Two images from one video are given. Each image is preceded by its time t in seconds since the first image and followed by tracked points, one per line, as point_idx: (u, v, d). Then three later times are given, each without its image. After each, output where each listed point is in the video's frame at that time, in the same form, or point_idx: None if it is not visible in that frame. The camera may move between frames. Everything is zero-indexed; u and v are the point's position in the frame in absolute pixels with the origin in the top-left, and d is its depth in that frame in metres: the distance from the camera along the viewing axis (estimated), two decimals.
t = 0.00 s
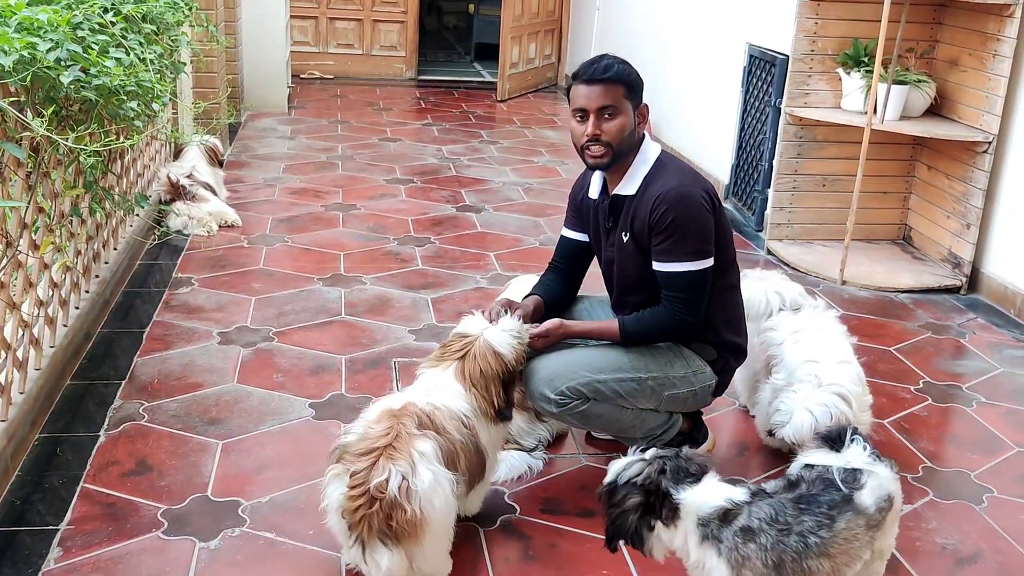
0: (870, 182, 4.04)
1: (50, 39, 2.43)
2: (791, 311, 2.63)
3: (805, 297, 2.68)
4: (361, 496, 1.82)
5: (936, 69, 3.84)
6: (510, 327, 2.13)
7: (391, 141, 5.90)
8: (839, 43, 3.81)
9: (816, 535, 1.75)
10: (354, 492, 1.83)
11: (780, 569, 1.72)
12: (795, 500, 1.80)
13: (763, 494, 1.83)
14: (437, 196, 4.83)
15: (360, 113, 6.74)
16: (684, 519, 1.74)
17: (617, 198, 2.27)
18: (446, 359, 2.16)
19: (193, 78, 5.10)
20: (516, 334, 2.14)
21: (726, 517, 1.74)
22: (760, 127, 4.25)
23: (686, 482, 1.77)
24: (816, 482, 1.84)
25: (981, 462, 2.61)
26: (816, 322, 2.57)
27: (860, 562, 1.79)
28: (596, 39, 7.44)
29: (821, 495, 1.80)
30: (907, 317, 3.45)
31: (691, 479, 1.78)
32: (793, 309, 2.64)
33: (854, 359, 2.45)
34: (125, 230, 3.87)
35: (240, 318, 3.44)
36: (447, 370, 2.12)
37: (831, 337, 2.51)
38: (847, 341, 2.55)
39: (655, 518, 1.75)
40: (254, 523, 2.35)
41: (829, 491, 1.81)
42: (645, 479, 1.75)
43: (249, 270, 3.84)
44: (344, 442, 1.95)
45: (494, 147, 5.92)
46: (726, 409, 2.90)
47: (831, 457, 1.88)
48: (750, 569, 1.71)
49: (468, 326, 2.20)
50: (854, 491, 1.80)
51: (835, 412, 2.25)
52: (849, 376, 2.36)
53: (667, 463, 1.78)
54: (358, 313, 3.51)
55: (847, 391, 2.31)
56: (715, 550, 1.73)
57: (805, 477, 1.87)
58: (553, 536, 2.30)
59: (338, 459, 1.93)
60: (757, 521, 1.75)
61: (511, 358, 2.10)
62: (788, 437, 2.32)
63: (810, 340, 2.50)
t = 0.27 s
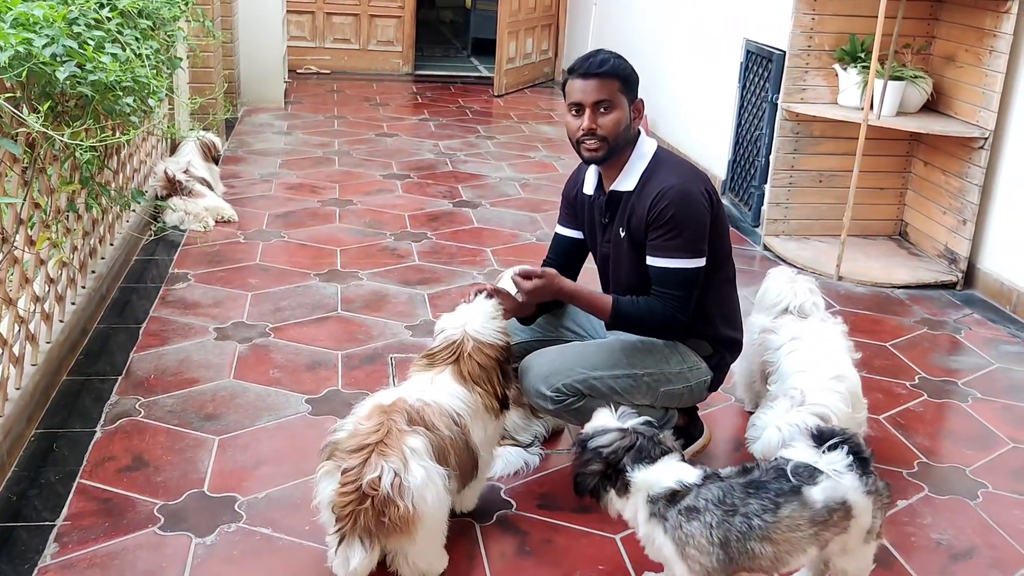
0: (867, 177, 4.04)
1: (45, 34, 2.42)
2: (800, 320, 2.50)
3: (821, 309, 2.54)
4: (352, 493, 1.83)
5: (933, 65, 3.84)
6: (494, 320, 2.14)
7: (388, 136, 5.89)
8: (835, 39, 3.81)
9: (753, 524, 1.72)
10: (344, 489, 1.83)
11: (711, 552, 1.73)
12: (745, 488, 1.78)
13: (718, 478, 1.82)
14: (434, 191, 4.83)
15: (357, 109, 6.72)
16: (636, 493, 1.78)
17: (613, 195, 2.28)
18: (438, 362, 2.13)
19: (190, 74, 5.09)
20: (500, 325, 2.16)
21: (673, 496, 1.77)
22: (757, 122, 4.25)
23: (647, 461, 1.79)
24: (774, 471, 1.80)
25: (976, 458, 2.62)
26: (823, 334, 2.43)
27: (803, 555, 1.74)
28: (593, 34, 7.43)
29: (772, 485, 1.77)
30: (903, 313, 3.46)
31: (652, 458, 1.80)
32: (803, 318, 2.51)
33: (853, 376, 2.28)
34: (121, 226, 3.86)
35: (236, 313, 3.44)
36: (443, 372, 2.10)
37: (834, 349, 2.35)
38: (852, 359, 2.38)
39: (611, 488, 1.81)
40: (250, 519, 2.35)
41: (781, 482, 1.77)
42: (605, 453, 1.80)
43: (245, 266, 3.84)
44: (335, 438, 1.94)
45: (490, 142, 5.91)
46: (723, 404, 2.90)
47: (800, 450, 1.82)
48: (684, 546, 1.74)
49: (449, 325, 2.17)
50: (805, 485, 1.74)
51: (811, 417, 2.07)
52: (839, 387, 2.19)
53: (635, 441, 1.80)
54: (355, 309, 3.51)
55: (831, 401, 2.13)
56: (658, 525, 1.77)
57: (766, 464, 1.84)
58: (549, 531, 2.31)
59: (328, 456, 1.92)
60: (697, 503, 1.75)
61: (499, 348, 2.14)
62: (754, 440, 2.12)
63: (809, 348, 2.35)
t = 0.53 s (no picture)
0: (863, 174, 4.04)
1: (41, 31, 2.42)
2: (810, 330, 2.37)
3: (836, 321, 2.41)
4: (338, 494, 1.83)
5: (929, 61, 3.84)
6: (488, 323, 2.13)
7: (385, 132, 5.89)
8: (832, 36, 3.81)
9: (689, 525, 1.74)
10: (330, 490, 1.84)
11: (651, 539, 1.79)
12: (695, 486, 1.76)
13: (683, 466, 1.81)
14: (431, 187, 4.83)
15: (353, 104, 6.72)
16: (612, 460, 1.83)
17: (608, 190, 2.28)
18: (435, 364, 2.11)
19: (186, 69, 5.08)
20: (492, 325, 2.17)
21: (637, 475, 1.80)
22: (753, 119, 4.25)
23: (636, 433, 1.82)
24: (731, 473, 1.77)
25: (971, 455, 2.62)
26: (830, 347, 2.30)
27: (735, 561, 1.74)
28: (590, 30, 7.42)
29: (719, 492, 1.74)
30: (898, 309, 3.46)
31: (639, 432, 1.82)
32: (815, 329, 2.38)
33: (849, 397, 2.17)
34: (117, 222, 3.86)
35: (232, 310, 3.44)
36: (442, 375, 2.09)
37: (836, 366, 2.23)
38: (855, 377, 2.25)
39: (595, 447, 1.85)
40: (246, 515, 2.36)
41: (730, 489, 1.74)
42: (599, 415, 1.82)
43: (242, 262, 3.84)
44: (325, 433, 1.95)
45: (487, 138, 5.91)
46: (717, 400, 2.84)
47: (765, 456, 1.75)
48: (628, 527, 1.81)
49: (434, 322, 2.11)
50: (747, 499, 1.71)
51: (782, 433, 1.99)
52: (825, 406, 2.09)
53: (632, 409, 1.81)
54: (352, 305, 3.51)
55: (811, 419, 2.04)
56: (616, 501, 1.83)
57: (726, 466, 1.80)
58: (545, 527, 2.31)
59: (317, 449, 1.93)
60: (647, 493, 1.78)
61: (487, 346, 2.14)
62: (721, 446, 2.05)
63: (808, 360, 2.24)
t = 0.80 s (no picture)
0: (859, 174, 4.05)
1: (38, 35, 2.42)
2: (813, 343, 2.39)
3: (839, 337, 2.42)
4: (334, 508, 1.84)
5: (925, 62, 3.84)
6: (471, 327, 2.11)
7: (382, 132, 5.89)
8: (828, 36, 3.81)
9: (635, 506, 1.80)
10: (326, 503, 1.85)
11: (605, 521, 1.85)
12: (649, 471, 1.83)
13: (647, 457, 1.87)
14: (428, 187, 4.83)
15: (350, 104, 6.71)
16: (586, 447, 1.89)
17: (604, 192, 2.28)
18: (423, 366, 2.11)
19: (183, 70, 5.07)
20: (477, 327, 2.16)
21: (602, 459, 1.87)
22: (750, 119, 4.25)
23: (614, 426, 1.88)
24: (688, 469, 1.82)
25: (966, 455, 2.63)
26: (831, 360, 2.31)
27: (674, 551, 1.77)
28: (587, 29, 7.42)
29: (668, 480, 1.80)
30: (894, 309, 3.47)
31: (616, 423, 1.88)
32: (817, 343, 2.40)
33: (845, 407, 2.15)
34: (114, 223, 3.86)
35: (230, 311, 3.44)
36: (432, 376, 2.09)
37: (834, 378, 2.24)
38: (855, 389, 2.24)
39: (570, 435, 1.90)
40: (243, 518, 2.36)
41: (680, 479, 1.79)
42: (580, 412, 1.85)
43: (239, 263, 3.84)
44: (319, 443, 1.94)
45: (484, 138, 5.91)
46: (714, 401, 2.85)
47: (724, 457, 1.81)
48: (586, 507, 1.88)
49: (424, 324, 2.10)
50: (691, 487, 1.76)
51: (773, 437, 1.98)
52: (818, 414, 2.08)
53: (611, 407, 1.86)
54: (349, 306, 3.52)
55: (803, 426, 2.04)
56: (580, 484, 1.90)
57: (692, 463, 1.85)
58: (541, 529, 2.32)
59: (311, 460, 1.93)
60: (606, 476, 1.86)
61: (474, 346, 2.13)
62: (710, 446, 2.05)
63: (806, 373, 2.26)
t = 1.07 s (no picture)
0: (855, 173, 4.05)
1: (35, 36, 2.42)
2: (816, 358, 2.34)
3: (846, 350, 2.36)
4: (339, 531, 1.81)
5: (921, 61, 3.84)
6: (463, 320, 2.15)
7: (379, 130, 5.89)
8: (825, 35, 3.81)
9: (592, 505, 1.84)
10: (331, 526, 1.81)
11: (570, 516, 1.89)
12: (612, 471, 1.85)
13: (617, 457, 1.88)
14: (425, 186, 4.83)
15: (348, 102, 6.71)
16: (559, 445, 1.92)
17: (602, 196, 2.29)
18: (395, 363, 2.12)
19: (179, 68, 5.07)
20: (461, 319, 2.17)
21: (573, 457, 1.90)
22: (746, 118, 4.26)
23: (585, 419, 1.89)
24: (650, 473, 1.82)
25: (961, 455, 2.64)
26: (832, 375, 2.26)
27: (623, 552, 1.81)
28: (584, 26, 7.41)
29: (625, 483, 1.82)
30: (891, 308, 3.48)
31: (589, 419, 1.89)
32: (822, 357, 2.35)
33: (840, 424, 2.11)
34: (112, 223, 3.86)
35: (227, 311, 3.45)
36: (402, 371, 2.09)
37: (831, 392, 2.19)
38: (854, 404, 2.19)
39: (543, 432, 1.92)
40: (241, 518, 2.37)
41: (636, 484, 1.80)
42: (547, 400, 1.88)
43: (237, 263, 3.84)
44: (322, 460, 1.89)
45: (482, 136, 5.91)
46: (711, 401, 2.85)
47: (684, 466, 1.77)
48: (555, 500, 1.93)
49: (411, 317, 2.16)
50: (643, 494, 1.77)
51: (754, 455, 1.98)
52: (807, 429, 2.06)
53: (576, 390, 1.87)
54: (346, 306, 3.52)
55: (789, 444, 2.01)
56: (552, 478, 1.94)
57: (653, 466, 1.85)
58: (538, 530, 2.33)
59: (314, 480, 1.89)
60: (572, 472, 1.89)
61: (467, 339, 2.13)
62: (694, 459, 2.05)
63: (803, 387, 2.22)
